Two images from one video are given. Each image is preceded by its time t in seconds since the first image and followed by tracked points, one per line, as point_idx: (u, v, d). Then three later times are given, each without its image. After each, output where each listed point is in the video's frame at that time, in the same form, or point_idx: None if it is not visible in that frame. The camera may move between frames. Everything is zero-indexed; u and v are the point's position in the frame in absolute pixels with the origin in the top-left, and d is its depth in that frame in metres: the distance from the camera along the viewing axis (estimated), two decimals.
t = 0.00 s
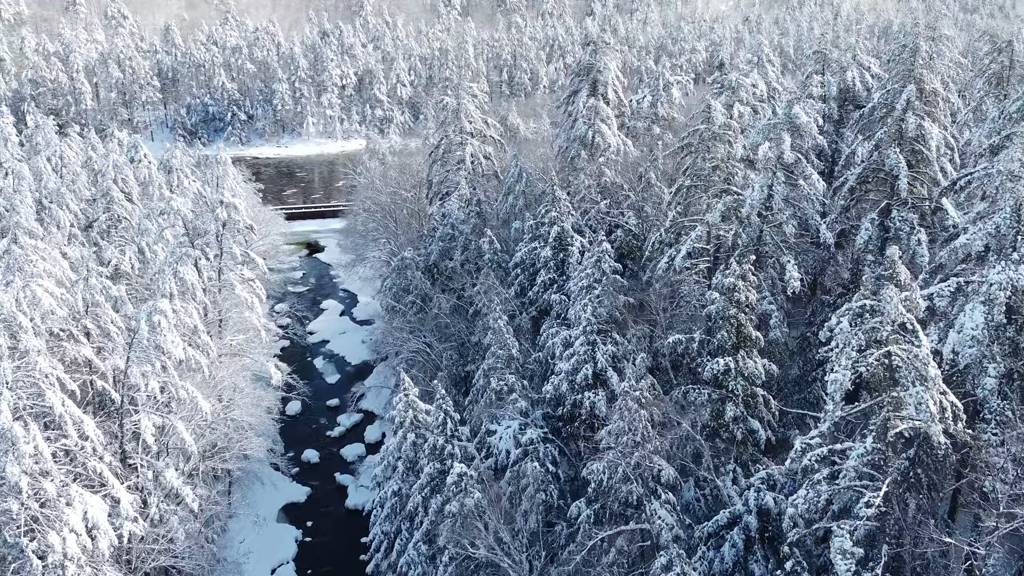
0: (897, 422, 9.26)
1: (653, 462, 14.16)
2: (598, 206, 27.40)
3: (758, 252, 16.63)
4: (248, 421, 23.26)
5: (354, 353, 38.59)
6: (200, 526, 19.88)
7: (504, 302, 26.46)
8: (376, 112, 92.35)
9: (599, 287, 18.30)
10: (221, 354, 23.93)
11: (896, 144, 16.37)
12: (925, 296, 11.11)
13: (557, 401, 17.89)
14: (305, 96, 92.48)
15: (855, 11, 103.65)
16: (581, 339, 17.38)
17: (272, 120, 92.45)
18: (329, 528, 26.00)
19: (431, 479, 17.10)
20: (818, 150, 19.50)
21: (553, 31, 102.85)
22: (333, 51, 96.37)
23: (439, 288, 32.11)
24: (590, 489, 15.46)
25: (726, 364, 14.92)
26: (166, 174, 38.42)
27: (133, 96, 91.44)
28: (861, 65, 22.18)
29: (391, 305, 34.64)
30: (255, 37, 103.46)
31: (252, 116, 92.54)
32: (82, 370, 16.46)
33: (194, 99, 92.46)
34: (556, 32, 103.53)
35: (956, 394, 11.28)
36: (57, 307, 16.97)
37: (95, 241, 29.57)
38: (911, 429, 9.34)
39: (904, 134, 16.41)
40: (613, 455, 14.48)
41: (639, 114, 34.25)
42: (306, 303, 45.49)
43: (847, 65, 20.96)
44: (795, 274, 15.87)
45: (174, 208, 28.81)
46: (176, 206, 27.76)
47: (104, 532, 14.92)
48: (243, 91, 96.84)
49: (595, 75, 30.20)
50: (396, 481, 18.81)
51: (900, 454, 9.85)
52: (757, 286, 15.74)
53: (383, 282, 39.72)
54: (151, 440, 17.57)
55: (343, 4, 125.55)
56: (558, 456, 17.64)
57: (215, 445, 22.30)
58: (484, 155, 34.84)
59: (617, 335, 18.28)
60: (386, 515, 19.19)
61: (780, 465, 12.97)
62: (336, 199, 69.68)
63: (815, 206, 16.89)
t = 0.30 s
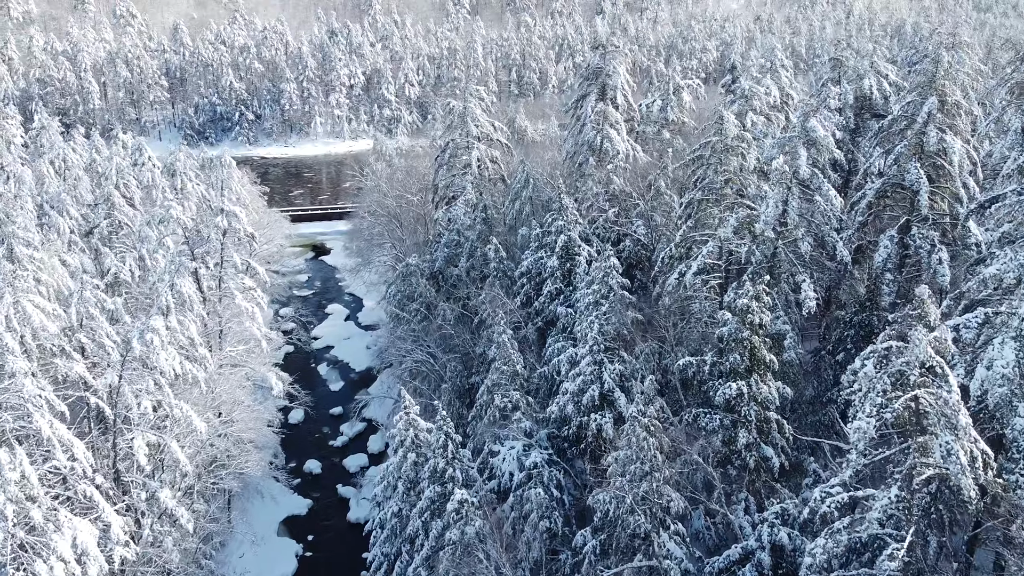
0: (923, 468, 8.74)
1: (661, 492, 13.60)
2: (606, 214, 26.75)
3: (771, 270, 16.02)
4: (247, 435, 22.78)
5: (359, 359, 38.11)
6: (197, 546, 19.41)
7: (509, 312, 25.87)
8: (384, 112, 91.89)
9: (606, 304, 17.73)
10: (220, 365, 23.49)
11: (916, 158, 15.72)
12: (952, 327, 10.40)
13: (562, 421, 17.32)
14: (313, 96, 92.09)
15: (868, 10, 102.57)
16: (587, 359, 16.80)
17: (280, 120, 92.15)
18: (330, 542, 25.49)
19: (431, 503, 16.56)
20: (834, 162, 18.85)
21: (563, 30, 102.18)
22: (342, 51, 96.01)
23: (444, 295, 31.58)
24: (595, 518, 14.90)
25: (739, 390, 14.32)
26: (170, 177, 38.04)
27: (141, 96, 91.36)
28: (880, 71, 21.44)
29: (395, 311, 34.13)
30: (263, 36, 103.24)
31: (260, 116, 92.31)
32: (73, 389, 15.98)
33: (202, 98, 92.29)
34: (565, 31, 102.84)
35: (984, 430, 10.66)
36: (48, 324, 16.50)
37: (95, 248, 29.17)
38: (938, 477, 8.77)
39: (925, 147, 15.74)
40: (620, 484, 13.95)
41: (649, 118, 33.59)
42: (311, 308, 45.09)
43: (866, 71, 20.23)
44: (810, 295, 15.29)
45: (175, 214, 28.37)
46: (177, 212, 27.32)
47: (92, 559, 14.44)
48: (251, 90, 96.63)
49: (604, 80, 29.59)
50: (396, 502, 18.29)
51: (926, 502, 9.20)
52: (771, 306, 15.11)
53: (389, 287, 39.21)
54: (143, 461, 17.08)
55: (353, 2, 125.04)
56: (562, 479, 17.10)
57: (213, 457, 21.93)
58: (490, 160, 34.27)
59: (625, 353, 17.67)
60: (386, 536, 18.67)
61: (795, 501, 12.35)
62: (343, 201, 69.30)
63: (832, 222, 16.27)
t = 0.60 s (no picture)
0: (946, 522, 8.18)
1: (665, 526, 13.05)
2: (609, 223, 26.11)
3: (781, 288, 15.42)
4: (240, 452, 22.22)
5: (358, 366, 37.53)
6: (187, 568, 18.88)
7: (509, 323, 25.29)
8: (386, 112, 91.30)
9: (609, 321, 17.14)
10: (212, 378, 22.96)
11: (932, 173, 15.08)
12: (973, 360, 9.78)
13: (563, 444, 16.76)
14: (315, 96, 91.50)
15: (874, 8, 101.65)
16: (589, 379, 16.22)
17: (281, 119, 91.60)
18: (326, 558, 24.92)
19: (426, 529, 16.01)
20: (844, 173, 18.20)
21: (566, 29, 101.46)
22: (343, 50, 95.43)
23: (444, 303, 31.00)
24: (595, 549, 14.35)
25: (747, 416, 13.73)
26: (166, 181, 37.49)
27: (142, 95, 90.93)
28: (892, 78, 20.75)
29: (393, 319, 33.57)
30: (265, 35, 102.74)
31: (261, 115, 91.81)
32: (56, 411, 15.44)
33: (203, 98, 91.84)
34: (567, 30, 102.11)
35: (1007, 470, 10.10)
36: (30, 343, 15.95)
37: (88, 255, 28.62)
38: (962, 530, 8.19)
39: (941, 162, 15.08)
40: (621, 516, 13.38)
41: (653, 122, 32.94)
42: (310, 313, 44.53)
43: (878, 77, 19.55)
44: (821, 315, 14.75)
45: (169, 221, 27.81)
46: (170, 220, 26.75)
47: None
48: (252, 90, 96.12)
49: (608, 84, 28.94)
50: (391, 525, 17.74)
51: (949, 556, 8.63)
52: (780, 328, 14.50)
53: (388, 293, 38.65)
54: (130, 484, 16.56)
55: (355, 0, 124.32)
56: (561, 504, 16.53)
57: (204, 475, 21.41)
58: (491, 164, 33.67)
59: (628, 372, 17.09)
60: (381, 560, 18.12)
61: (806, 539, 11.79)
62: (344, 202, 68.74)
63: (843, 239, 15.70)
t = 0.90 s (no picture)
0: None
1: (666, 561, 12.53)
2: (608, 232, 25.51)
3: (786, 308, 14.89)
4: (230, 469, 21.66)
5: (353, 374, 36.96)
6: None
7: (506, 335, 24.72)
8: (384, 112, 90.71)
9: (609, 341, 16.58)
10: (202, 392, 22.42)
11: (944, 190, 14.53)
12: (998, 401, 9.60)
13: (561, 469, 16.16)
14: (313, 96, 90.82)
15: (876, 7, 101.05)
16: (588, 402, 15.61)
17: (279, 120, 91.04)
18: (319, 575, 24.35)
19: (418, 559, 15.44)
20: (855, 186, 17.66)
21: (565, 29, 100.90)
22: (341, 50, 94.85)
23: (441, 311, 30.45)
24: None
25: (752, 444, 13.17)
26: (159, 186, 36.94)
27: (139, 96, 90.42)
28: (899, 86, 20.18)
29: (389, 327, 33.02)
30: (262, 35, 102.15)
31: (259, 115, 91.29)
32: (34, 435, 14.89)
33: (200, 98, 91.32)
34: (566, 30, 101.50)
35: None
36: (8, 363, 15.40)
37: (78, 264, 28.10)
38: None
39: (954, 177, 14.53)
40: (620, 551, 12.82)
41: (654, 126, 32.35)
42: (307, 319, 44.00)
43: (885, 86, 18.95)
44: (829, 337, 14.24)
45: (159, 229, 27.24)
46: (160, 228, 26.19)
47: None
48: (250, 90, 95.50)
49: (607, 88, 28.38)
50: (383, 551, 17.17)
51: None
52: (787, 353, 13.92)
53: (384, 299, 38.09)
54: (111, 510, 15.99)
55: None
56: (558, 531, 15.97)
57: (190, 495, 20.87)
58: (488, 170, 33.13)
59: (628, 393, 16.52)
60: None
61: None
62: (341, 204, 68.22)
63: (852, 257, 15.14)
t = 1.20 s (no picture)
0: None
1: None
2: (607, 242, 24.92)
3: (793, 332, 14.29)
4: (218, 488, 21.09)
5: (348, 382, 36.35)
6: None
7: (503, 348, 24.13)
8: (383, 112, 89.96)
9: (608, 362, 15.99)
10: (189, 408, 21.83)
11: (958, 208, 13.92)
12: None
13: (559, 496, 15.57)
14: (310, 95, 90.25)
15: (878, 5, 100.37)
16: (587, 428, 15.01)
17: (276, 120, 90.35)
18: None
19: None
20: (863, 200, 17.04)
21: (565, 28, 100.10)
22: (339, 50, 94.08)
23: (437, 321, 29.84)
24: None
25: (758, 477, 12.57)
26: (151, 190, 36.29)
27: (135, 96, 89.72)
28: (908, 94, 19.54)
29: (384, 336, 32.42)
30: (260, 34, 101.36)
31: (256, 116, 90.57)
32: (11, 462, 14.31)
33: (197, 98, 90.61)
34: (566, 29, 100.70)
35: None
36: None
37: (66, 273, 27.47)
38: None
39: (969, 195, 13.90)
40: None
41: (654, 131, 31.70)
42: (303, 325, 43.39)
43: (895, 94, 18.30)
44: (838, 362, 13.66)
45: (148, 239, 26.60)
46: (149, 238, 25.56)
47: None
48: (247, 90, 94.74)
49: (606, 93, 27.74)
50: None
51: None
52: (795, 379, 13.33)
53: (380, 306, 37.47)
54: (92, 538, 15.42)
55: None
56: (556, 560, 15.39)
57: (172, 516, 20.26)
58: (485, 176, 32.48)
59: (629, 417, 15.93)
60: None
61: None
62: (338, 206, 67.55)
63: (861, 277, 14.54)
